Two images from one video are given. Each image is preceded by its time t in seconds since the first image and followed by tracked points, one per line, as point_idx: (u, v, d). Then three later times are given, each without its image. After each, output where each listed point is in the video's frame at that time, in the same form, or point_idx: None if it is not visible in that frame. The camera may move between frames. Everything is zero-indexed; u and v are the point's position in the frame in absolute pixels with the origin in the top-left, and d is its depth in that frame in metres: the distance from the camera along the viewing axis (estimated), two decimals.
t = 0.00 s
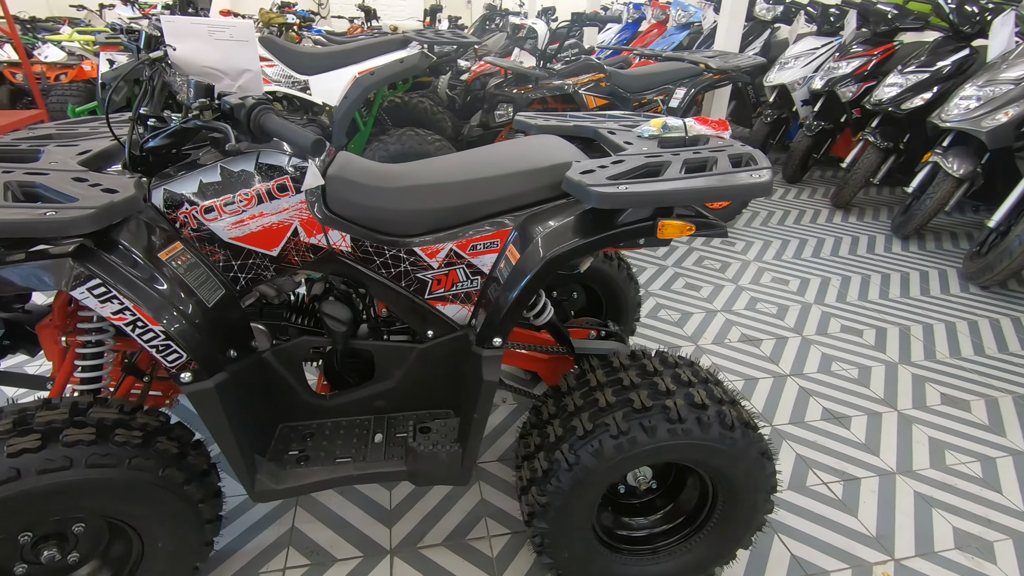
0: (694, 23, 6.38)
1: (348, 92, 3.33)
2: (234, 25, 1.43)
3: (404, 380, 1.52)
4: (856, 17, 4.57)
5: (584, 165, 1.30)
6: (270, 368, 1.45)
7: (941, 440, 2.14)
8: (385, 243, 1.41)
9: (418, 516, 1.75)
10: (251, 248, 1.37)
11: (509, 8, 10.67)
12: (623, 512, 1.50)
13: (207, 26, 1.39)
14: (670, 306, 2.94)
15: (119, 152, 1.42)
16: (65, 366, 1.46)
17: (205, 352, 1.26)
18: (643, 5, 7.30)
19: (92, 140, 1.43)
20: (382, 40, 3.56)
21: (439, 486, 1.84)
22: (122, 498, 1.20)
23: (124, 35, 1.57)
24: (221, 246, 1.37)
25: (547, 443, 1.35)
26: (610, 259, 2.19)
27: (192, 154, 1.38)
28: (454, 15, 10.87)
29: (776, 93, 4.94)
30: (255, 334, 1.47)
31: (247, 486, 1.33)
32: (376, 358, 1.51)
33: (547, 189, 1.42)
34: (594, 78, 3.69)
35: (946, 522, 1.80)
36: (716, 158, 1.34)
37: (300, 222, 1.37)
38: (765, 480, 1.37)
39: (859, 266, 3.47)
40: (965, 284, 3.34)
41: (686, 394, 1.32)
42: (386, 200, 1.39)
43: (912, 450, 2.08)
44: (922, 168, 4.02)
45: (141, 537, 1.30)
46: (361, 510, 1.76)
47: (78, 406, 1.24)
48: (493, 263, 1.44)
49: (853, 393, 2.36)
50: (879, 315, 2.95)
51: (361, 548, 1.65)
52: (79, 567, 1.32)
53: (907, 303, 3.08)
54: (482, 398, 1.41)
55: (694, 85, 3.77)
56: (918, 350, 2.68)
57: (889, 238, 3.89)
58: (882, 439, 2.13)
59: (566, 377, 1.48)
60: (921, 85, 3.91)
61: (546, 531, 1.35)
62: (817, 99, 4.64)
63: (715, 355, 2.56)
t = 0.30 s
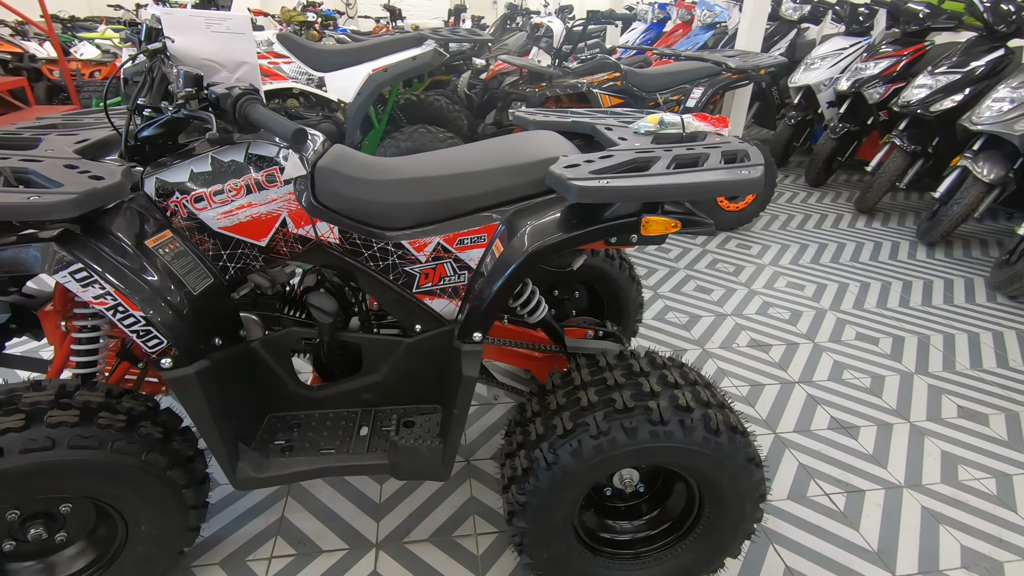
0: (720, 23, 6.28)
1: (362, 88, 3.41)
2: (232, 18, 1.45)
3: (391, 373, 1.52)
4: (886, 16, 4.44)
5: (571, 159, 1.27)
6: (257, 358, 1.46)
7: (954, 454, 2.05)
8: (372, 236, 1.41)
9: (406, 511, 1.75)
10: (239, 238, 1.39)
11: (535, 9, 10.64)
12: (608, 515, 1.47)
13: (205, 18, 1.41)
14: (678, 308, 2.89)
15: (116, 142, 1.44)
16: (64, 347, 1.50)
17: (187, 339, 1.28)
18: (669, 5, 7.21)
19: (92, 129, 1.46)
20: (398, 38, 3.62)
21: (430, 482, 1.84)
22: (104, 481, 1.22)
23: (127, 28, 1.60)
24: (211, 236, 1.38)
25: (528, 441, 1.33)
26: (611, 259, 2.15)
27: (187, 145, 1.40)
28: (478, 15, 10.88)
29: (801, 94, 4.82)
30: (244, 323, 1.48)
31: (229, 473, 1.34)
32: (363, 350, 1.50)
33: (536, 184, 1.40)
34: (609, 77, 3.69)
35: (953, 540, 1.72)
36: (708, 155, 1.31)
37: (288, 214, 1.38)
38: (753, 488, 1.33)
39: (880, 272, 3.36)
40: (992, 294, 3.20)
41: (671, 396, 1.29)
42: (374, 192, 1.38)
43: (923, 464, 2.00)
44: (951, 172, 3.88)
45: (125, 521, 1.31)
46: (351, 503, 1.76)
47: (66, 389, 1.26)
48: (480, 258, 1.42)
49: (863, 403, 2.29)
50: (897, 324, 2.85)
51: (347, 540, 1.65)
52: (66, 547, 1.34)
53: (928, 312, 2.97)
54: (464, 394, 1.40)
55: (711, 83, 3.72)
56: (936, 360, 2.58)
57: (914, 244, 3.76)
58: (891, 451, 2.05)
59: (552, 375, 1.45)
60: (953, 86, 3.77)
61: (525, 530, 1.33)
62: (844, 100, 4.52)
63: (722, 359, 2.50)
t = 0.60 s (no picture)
0: (743, 26, 6.19)
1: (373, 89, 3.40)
2: (226, 17, 1.47)
3: (378, 373, 1.52)
4: (912, 19, 4.31)
5: (555, 161, 1.26)
6: (244, 353, 1.48)
7: (961, 473, 1.98)
8: (359, 235, 1.41)
9: (393, 511, 1.75)
10: (229, 235, 1.40)
11: (558, 10, 10.62)
12: (589, 521, 1.45)
13: (200, 17, 1.44)
14: (684, 314, 2.84)
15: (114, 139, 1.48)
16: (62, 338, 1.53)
17: (169, 334, 1.30)
18: (692, 7, 7.13)
19: (92, 126, 1.50)
20: (410, 39, 3.62)
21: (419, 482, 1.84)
22: (88, 471, 1.25)
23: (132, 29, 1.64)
24: (200, 232, 1.39)
25: (507, 445, 1.32)
26: (611, 263, 2.13)
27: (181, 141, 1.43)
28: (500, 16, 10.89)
29: (823, 98, 4.72)
30: (233, 319, 1.49)
31: (211, 466, 1.36)
32: (351, 349, 1.51)
33: (522, 187, 1.39)
34: (622, 79, 3.62)
35: (953, 561, 1.66)
36: (695, 159, 1.29)
37: (276, 212, 1.39)
38: (735, 501, 1.30)
39: (896, 282, 3.27)
40: (1014, 307, 3.09)
41: (651, 404, 1.27)
42: (362, 192, 1.39)
43: (927, 481, 1.94)
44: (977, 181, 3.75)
45: (112, 510, 1.34)
46: (339, 500, 1.77)
47: (54, 379, 1.29)
48: (466, 259, 1.42)
49: (869, 417, 2.22)
50: (910, 336, 2.77)
51: (333, 538, 1.66)
52: (54, 533, 1.37)
53: (945, 325, 2.88)
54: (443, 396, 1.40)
55: (727, 87, 3.61)
56: (949, 374, 2.50)
57: (935, 254, 3.65)
58: (894, 467, 1.99)
59: (535, 379, 1.44)
60: (980, 91, 3.63)
61: (501, 534, 1.32)
62: (867, 105, 4.40)
63: (725, 367, 2.46)
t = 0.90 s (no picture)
0: (763, 27, 6.10)
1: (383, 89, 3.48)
2: (224, 17, 1.50)
3: (366, 370, 1.54)
4: (936, 20, 4.19)
5: (539, 161, 1.26)
6: (235, 347, 1.51)
7: (966, 487, 1.93)
8: (348, 232, 1.42)
9: (382, 507, 1.76)
10: (221, 230, 1.43)
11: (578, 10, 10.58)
12: (572, 524, 1.45)
13: (198, 17, 1.47)
14: (688, 318, 2.81)
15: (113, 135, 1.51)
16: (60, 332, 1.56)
17: (157, 326, 1.33)
18: (712, 7, 7.04)
19: (94, 123, 1.54)
20: (421, 39, 3.66)
21: (410, 480, 1.85)
22: (78, 458, 1.28)
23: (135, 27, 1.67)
24: (193, 227, 1.42)
25: (488, 445, 1.32)
26: (609, 265, 2.12)
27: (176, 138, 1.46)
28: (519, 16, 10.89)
29: (842, 101, 4.62)
30: (225, 312, 1.52)
31: (197, 457, 1.38)
32: (340, 346, 1.52)
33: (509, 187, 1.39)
34: (634, 79, 3.61)
35: None
36: (681, 160, 1.27)
37: (267, 208, 1.41)
38: (717, 508, 1.28)
39: (911, 290, 3.19)
40: None
41: (632, 407, 1.26)
42: (351, 190, 1.40)
43: (930, 494, 1.89)
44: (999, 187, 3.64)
45: (102, 497, 1.37)
46: (330, 494, 1.79)
47: (48, 368, 1.33)
48: (453, 258, 1.42)
49: (873, 426, 2.17)
50: (922, 345, 2.69)
51: (321, 531, 1.68)
52: (48, 518, 1.41)
53: (959, 334, 2.80)
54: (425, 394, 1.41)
55: (739, 89, 3.54)
56: (960, 385, 2.43)
57: (953, 261, 3.56)
58: (896, 479, 1.94)
59: (520, 379, 1.44)
60: (1004, 95, 3.49)
61: (480, 533, 1.32)
62: (887, 108, 4.27)
63: (726, 372, 2.42)
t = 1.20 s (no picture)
0: (781, 27, 6.02)
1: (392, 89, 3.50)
2: (224, 16, 1.52)
3: (359, 368, 1.54)
4: (958, 20, 4.09)
5: (529, 160, 1.25)
6: (229, 342, 1.52)
7: (974, 500, 1.87)
8: (341, 230, 1.43)
9: (375, 505, 1.76)
10: (216, 227, 1.44)
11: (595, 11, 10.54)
12: (560, 527, 1.43)
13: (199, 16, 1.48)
14: (694, 321, 2.78)
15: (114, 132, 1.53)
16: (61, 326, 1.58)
17: (149, 321, 1.34)
18: (730, 8, 6.96)
19: (96, 120, 1.56)
20: (431, 39, 3.68)
21: (404, 479, 1.85)
22: (72, 449, 1.30)
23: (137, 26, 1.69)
24: (189, 224, 1.44)
25: (475, 445, 1.32)
26: (610, 266, 2.10)
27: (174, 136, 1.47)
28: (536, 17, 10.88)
29: (860, 102, 4.53)
30: (222, 308, 1.53)
31: (188, 451, 1.40)
32: (334, 343, 1.53)
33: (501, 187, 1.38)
34: (645, 80, 3.60)
35: None
36: (673, 160, 1.25)
37: (261, 205, 1.42)
38: (705, 516, 1.25)
39: (926, 296, 3.12)
40: None
41: (620, 410, 1.25)
42: (345, 187, 1.41)
43: (936, 506, 1.84)
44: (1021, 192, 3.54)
45: (96, 489, 1.39)
46: (325, 492, 1.80)
47: (45, 361, 1.35)
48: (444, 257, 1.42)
49: (880, 435, 2.12)
50: (935, 353, 2.63)
51: (314, 528, 1.68)
52: (45, 507, 1.44)
53: (974, 343, 2.72)
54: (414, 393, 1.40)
55: (751, 89, 3.50)
56: (973, 395, 2.36)
57: (972, 267, 3.47)
58: (901, 490, 1.89)
59: (511, 381, 1.43)
60: None
61: (465, 534, 1.31)
62: (907, 109, 4.16)
63: (730, 377, 2.39)
